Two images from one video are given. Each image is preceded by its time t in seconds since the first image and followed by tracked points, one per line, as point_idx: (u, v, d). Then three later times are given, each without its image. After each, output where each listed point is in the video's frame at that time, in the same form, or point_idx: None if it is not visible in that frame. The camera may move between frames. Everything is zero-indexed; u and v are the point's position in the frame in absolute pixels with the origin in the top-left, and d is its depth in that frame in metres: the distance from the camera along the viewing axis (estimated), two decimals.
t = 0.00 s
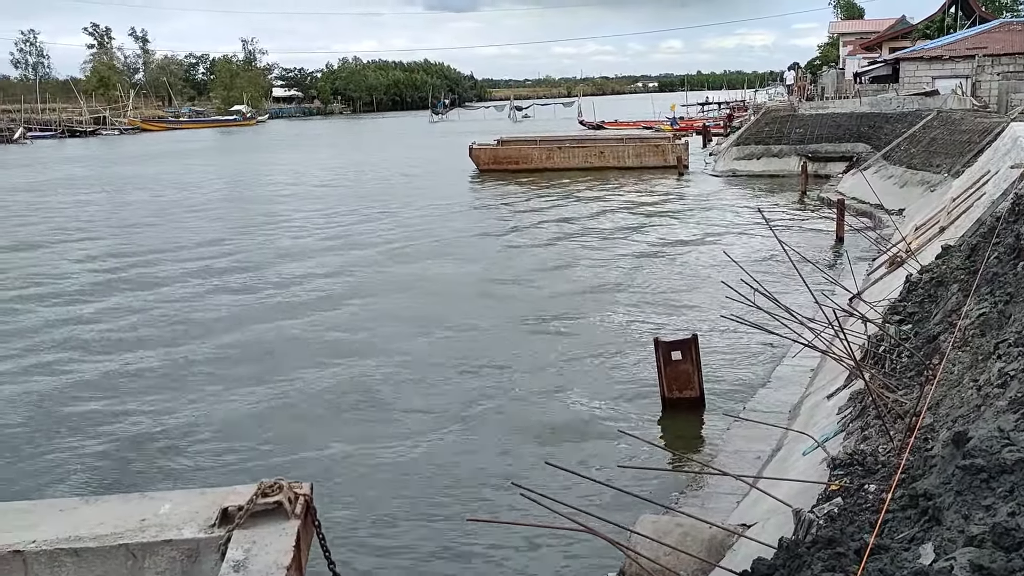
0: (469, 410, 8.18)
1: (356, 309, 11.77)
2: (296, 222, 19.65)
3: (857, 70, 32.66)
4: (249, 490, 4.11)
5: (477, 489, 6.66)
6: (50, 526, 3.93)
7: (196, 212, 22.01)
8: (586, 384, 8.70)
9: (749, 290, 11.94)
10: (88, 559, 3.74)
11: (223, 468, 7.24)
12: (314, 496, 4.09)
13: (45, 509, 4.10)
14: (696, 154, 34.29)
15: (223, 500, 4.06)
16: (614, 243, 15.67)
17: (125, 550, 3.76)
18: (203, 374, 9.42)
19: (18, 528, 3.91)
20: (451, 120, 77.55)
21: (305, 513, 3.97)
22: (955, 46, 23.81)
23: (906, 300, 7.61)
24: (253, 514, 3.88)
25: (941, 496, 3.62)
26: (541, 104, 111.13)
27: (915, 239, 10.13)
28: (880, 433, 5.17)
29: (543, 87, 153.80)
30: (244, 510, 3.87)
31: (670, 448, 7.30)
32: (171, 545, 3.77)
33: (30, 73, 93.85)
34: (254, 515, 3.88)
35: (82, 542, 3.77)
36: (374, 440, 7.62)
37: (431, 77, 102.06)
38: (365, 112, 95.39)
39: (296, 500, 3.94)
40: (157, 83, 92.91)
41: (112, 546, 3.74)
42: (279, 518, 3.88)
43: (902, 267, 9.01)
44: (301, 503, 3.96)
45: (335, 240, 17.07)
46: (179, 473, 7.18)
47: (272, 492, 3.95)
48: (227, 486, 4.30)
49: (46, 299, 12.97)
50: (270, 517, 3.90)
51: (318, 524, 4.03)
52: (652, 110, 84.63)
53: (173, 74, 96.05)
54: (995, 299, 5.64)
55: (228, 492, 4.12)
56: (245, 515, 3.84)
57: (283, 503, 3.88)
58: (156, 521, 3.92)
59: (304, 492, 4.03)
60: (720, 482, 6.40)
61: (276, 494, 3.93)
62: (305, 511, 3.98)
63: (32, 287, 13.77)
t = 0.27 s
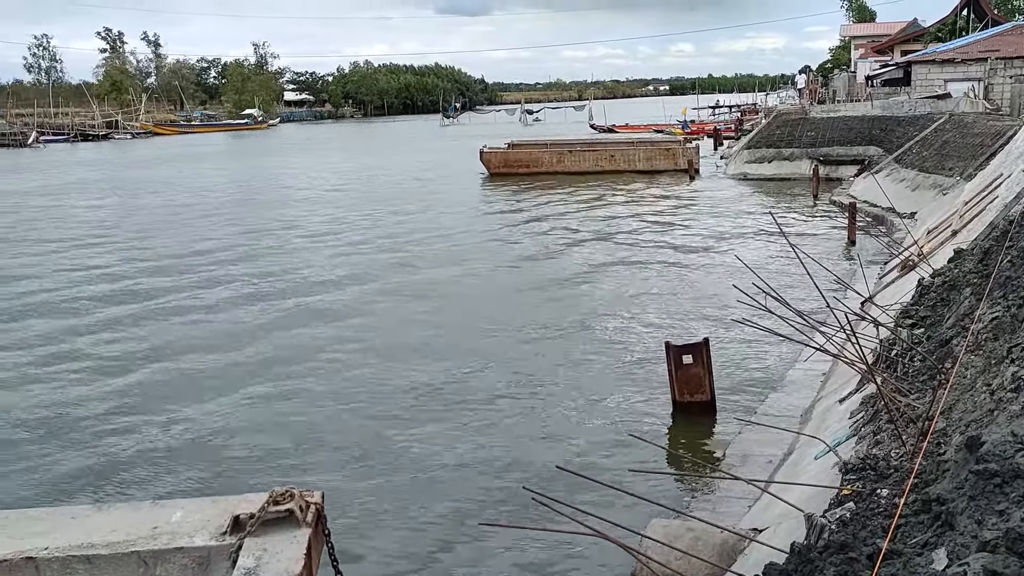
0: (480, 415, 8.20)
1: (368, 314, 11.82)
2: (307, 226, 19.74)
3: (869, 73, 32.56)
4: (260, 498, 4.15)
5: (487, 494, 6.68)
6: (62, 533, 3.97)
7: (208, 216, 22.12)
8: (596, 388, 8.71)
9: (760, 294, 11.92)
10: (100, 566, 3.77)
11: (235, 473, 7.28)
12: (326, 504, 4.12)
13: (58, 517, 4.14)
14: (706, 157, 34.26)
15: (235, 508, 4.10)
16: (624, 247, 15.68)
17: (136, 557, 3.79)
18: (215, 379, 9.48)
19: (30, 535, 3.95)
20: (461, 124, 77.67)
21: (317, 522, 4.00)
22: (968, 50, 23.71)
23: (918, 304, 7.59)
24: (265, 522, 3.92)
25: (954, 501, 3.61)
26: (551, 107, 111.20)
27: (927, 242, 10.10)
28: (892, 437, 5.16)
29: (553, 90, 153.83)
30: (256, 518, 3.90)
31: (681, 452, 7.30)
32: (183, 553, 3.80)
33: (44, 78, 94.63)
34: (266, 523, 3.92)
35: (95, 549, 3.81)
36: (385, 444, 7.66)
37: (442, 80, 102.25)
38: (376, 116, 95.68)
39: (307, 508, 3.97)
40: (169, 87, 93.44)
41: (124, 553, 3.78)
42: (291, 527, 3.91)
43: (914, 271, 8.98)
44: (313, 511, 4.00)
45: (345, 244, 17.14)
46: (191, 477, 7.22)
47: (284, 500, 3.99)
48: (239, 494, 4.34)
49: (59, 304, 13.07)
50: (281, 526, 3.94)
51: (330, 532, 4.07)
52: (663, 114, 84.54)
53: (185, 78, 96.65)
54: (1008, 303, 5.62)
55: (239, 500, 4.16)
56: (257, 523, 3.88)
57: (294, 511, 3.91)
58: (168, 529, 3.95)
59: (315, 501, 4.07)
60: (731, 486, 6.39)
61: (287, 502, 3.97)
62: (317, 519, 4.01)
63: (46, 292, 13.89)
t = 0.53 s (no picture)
0: (491, 420, 8.22)
1: (379, 319, 11.87)
2: (319, 232, 19.84)
3: (882, 78, 32.45)
4: (272, 507, 4.21)
5: (497, 499, 6.70)
6: (76, 541, 4.02)
7: (221, 222, 22.24)
8: (607, 394, 8.73)
9: (772, 299, 11.90)
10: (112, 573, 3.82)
11: (247, 478, 7.32)
12: (336, 514, 4.19)
13: (71, 525, 4.19)
14: (718, 163, 34.23)
15: (247, 517, 4.16)
16: (636, 252, 15.68)
17: (148, 565, 3.84)
18: (227, 384, 9.54)
19: (45, 544, 4.00)
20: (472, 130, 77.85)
21: (328, 531, 4.07)
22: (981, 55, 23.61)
23: (931, 309, 7.56)
24: (277, 531, 3.98)
25: (968, 507, 3.61)
26: (562, 112, 111.25)
27: (941, 248, 10.07)
28: (905, 444, 5.15)
29: (565, 96, 153.95)
30: (269, 528, 3.96)
31: (693, 458, 7.29)
32: (195, 561, 3.84)
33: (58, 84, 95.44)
34: (278, 533, 3.98)
35: (109, 557, 3.86)
36: (396, 449, 7.69)
37: (453, 86, 102.49)
38: (388, 121, 96.00)
39: (319, 518, 4.04)
40: (183, 93, 94.05)
41: (136, 561, 3.82)
42: (302, 536, 3.98)
43: (927, 276, 8.96)
44: (324, 521, 4.06)
45: (357, 250, 17.21)
46: (203, 481, 7.27)
47: (296, 510, 4.06)
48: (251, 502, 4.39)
49: (73, 309, 13.17)
50: (293, 535, 4.00)
51: (341, 542, 4.13)
52: (675, 119, 84.46)
53: (199, 84, 97.30)
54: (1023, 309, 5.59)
55: (251, 509, 4.21)
56: (269, 533, 3.94)
57: (307, 521, 3.98)
58: (181, 537, 4.01)
59: (327, 510, 4.14)
60: (743, 492, 6.39)
61: (299, 512, 4.03)
62: (328, 529, 4.08)
63: (60, 297, 14.01)
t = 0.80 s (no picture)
0: (504, 428, 8.23)
1: (393, 326, 11.92)
2: (332, 239, 19.94)
3: (896, 83, 32.32)
4: (285, 517, 4.23)
5: (509, 507, 6.71)
6: (91, 550, 4.06)
7: (235, 229, 22.36)
8: (620, 401, 8.72)
9: (785, 306, 11.86)
10: None
11: (260, 486, 7.36)
12: (349, 524, 4.20)
13: (87, 535, 4.23)
14: (731, 169, 34.16)
15: (261, 526, 4.18)
16: (649, 259, 15.68)
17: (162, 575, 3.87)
18: (241, 392, 9.60)
19: (60, 552, 4.04)
20: (484, 137, 77.96)
21: (341, 541, 4.08)
22: (995, 60, 23.50)
23: (947, 316, 7.53)
24: (291, 541, 4.00)
25: (984, 516, 3.60)
26: (575, 118, 111.27)
27: (956, 254, 10.01)
28: (920, 451, 5.13)
29: (577, 103, 154.07)
30: (281, 537, 3.98)
31: (707, 465, 7.28)
32: (209, 571, 3.87)
33: (74, 93, 96.31)
34: (291, 543, 3.99)
35: (123, 566, 3.90)
36: (409, 457, 7.71)
37: (466, 93, 102.72)
38: (400, 128, 96.32)
39: (332, 528, 4.05)
40: (197, 101, 94.70)
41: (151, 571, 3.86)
42: (315, 546, 3.99)
43: (942, 282, 8.93)
44: (337, 530, 4.07)
45: (370, 257, 17.27)
46: (217, 489, 7.32)
47: (309, 520, 4.07)
48: (264, 511, 4.42)
49: (89, 317, 13.28)
50: (306, 545, 4.01)
51: (355, 552, 4.14)
52: (688, 126, 84.31)
53: (213, 92, 97.98)
54: None
55: (265, 519, 4.24)
56: (282, 543, 3.95)
57: (319, 530, 3.99)
58: (194, 547, 4.04)
59: (340, 520, 4.15)
60: (757, 499, 6.38)
61: (312, 522, 4.05)
62: (341, 539, 4.09)
63: (77, 305, 14.14)
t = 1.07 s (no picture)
0: (513, 431, 8.22)
1: (402, 329, 11.91)
2: (341, 242, 19.95)
3: (907, 85, 32.17)
4: (294, 520, 4.23)
5: (518, 511, 6.69)
6: (100, 554, 4.06)
7: (245, 232, 22.42)
8: (629, 405, 8.69)
9: (796, 308, 11.81)
10: None
11: (269, 489, 7.36)
12: (358, 528, 4.20)
13: (95, 538, 4.24)
14: (742, 170, 34.05)
15: (270, 529, 4.18)
16: (658, 261, 15.63)
17: None
18: (250, 395, 9.60)
19: (69, 556, 4.05)
20: (494, 139, 77.97)
21: (350, 545, 4.08)
22: (1007, 61, 23.35)
23: (959, 319, 7.47)
24: (300, 544, 3.99)
25: (1000, 523, 3.57)
26: (585, 120, 111.29)
27: (969, 256, 9.94)
28: (934, 456, 5.08)
29: (586, 105, 153.99)
30: (291, 540, 3.98)
31: (717, 469, 7.24)
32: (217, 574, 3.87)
33: (85, 96, 96.81)
34: (299, 546, 3.99)
35: (131, 570, 3.90)
36: (418, 460, 7.70)
37: (475, 96, 102.82)
38: (410, 131, 96.46)
39: (341, 532, 4.05)
40: (207, 104, 95.09)
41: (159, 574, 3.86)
42: (325, 550, 3.98)
43: (955, 285, 8.86)
44: (346, 534, 4.07)
45: (380, 260, 17.28)
46: (227, 492, 7.32)
47: (318, 523, 4.07)
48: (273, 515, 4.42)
49: (99, 321, 13.33)
50: (315, 548, 4.01)
51: (363, 556, 4.13)
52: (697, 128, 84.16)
53: (223, 96, 98.31)
54: None
55: (274, 522, 4.24)
56: (291, 546, 3.95)
57: (328, 534, 3.99)
58: (203, 550, 4.03)
59: (349, 524, 4.15)
60: (769, 504, 6.33)
61: (321, 525, 4.05)
62: (350, 542, 4.08)
63: (88, 309, 14.19)
